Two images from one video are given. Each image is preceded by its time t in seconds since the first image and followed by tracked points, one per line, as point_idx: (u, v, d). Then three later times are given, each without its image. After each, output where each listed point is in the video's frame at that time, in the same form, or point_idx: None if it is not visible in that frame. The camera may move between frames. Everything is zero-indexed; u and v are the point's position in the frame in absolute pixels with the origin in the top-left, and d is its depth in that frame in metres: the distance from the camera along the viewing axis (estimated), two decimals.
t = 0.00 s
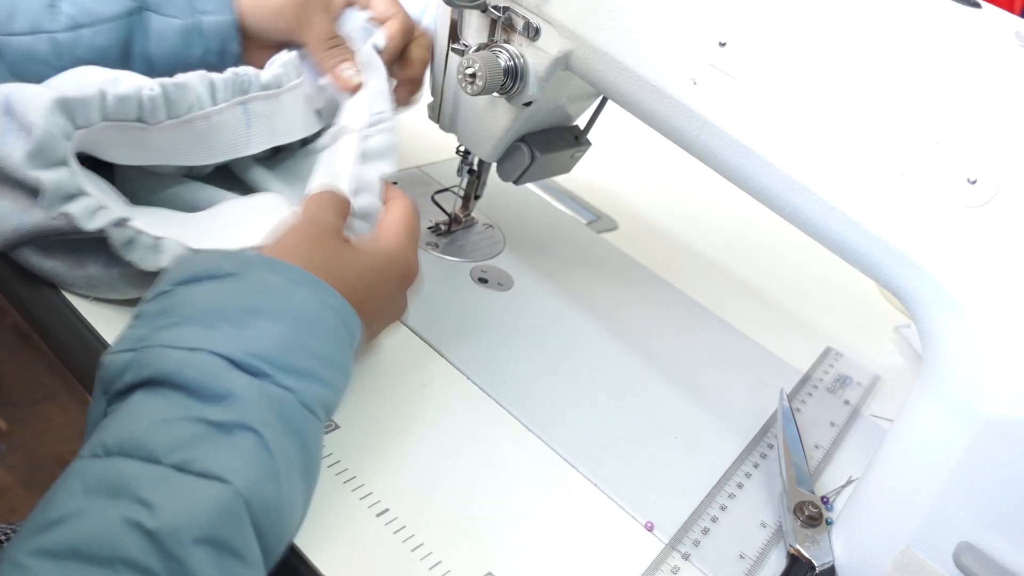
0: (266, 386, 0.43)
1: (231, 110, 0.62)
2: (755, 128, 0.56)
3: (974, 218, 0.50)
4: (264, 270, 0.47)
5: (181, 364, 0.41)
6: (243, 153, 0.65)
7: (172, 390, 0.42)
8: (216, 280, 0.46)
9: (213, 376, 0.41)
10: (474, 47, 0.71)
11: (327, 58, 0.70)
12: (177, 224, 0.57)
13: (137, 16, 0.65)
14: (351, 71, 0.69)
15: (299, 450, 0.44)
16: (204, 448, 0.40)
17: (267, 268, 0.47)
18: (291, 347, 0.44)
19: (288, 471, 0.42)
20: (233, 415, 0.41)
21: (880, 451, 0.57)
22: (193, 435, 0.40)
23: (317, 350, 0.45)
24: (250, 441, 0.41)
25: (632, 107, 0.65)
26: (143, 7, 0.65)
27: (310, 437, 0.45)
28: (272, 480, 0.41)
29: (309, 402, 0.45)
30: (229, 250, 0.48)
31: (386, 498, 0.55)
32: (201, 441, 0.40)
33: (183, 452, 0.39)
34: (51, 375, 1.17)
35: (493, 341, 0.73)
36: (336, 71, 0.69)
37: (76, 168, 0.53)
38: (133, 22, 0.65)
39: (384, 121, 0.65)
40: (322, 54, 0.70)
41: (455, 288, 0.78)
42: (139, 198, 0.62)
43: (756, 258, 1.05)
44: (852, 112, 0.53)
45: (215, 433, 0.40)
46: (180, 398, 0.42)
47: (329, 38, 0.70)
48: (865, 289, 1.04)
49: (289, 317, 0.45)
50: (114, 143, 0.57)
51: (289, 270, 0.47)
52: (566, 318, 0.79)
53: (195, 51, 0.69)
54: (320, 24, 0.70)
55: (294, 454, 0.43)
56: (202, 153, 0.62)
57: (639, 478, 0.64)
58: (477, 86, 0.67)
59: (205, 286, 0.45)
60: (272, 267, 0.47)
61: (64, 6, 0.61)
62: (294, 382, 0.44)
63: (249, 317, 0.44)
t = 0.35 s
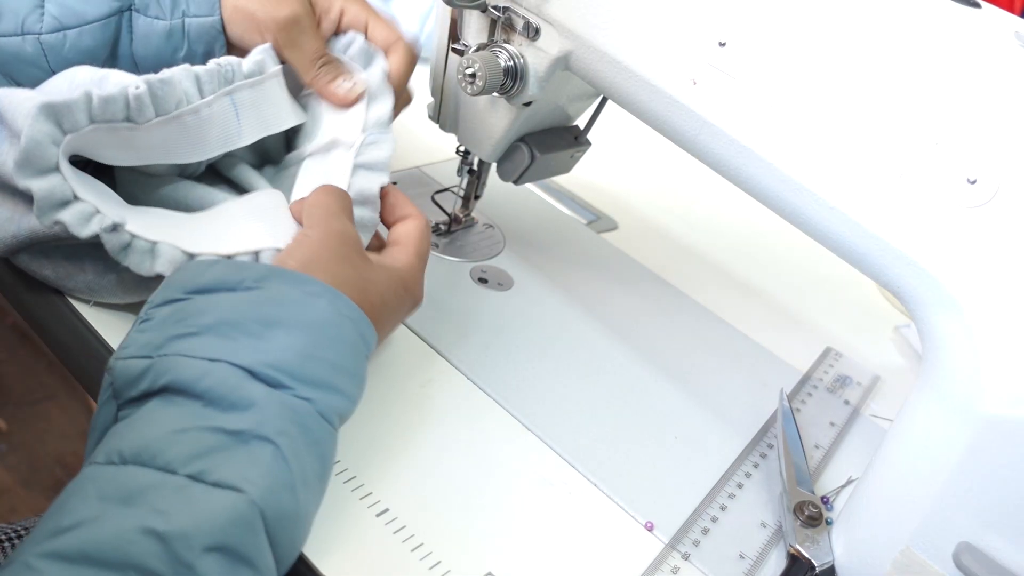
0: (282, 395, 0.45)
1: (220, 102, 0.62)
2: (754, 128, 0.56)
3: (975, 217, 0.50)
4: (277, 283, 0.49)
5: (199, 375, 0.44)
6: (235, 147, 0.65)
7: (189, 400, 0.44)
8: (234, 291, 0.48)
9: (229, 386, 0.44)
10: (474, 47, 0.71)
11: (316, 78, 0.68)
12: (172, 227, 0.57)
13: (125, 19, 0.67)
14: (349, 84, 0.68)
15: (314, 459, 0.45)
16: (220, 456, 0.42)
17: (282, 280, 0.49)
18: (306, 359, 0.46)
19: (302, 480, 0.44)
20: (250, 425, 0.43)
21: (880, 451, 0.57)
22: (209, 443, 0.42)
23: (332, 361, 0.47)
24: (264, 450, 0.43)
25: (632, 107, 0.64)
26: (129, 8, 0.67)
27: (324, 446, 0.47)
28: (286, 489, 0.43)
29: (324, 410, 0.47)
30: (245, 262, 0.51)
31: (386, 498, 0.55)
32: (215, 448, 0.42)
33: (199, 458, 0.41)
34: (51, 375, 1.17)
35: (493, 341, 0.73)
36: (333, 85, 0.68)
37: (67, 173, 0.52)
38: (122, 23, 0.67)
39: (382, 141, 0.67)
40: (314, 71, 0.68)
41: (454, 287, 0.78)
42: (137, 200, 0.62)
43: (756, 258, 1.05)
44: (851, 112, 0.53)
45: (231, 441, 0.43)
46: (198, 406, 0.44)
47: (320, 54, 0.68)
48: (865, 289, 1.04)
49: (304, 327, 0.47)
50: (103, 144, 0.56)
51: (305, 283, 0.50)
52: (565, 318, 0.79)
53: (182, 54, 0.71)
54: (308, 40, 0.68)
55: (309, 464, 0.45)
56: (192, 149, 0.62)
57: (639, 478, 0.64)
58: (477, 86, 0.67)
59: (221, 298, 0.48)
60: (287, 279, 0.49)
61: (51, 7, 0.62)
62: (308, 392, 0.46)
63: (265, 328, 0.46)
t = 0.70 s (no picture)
0: (291, 408, 0.45)
1: (231, 81, 0.64)
2: (753, 128, 0.56)
3: (975, 217, 0.50)
4: (295, 293, 0.50)
5: (210, 382, 0.44)
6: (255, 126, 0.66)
7: (197, 405, 0.44)
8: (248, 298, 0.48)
9: (240, 395, 0.44)
10: (474, 47, 0.71)
11: (319, 70, 0.70)
12: (195, 229, 0.56)
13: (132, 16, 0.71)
14: (341, 85, 0.70)
15: (317, 474, 0.46)
16: (226, 465, 0.42)
17: (299, 291, 0.50)
18: (318, 373, 0.47)
19: (304, 494, 0.45)
20: (258, 436, 0.43)
21: (880, 451, 0.57)
22: (216, 450, 0.42)
23: (343, 378, 0.48)
24: (270, 462, 0.43)
25: (632, 107, 0.64)
26: (134, 5, 0.70)
27: (328, 460, 0.47)
28: (287, 502, 0.43)
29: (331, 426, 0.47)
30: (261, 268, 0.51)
31: (386, 498, 0.55)
32: (222, 457, 0.42)
33: (205, 465, 0.42)
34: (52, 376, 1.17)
35: (493, 341, 0.73)
36: (328, 82, 0.70)
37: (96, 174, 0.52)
38: (126, 20, 0.71)
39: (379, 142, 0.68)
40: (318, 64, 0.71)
41: (454, 288, 0.78)
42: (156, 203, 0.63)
43: (756, 258, 1.05)
44: (851, 112, 0.53)
45: (238, 450, 0.43)
46: (206, 412, 0.44)
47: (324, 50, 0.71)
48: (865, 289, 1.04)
49: (318, 341, 0.48)
50: (141, 143, 0.59)
51: (321, 296, 0.50)
52: (565, 318, 0.80)
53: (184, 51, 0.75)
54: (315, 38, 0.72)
55: (312, 478, 0.45)
56: (223, 134, 0.63)
57: (639, 477, 0.64)
58: (477, 86, 0.67)
59: (235, 305, 0.48)
60: (305, 290, 0.50)
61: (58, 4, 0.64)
62: (317, 406, 0.47)
63: (279, 338, 0.47)
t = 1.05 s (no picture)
0: (299, 418, 0.46)
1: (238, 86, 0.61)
2: (753, 129, 0.56)
3: (975, 217, 0.50)
4: (306, 302, 0.50)
5: (219, 391, 0.44)
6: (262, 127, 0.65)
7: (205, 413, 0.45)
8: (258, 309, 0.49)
9: (248, 405, 0.44)
10: (474, 48, 0.71)
11: (315, 70, 0.71)
12: (201, 235, 0.57)
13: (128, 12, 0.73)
14: (336, 82, 0.71)
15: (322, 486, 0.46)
16: (231, 475, 0.42)
17: (310, 301, 0.51)
18: (325, 383, 0.47)
19: (309, 506, 0.45)
20: (265, 446, 0.44)
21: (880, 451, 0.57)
22: (222, 459, 0.42)
23: (350, 389, 0.49)
24: (276, 473, 0.43)
25: (632, 107, 0.64)
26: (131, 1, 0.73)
27: (334, 471, 0.47)
28: (291, 514, 0.43)
29: (337, 437, 0.48)
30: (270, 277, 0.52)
31: (385, 498, 0.55)
32: (228, 467, 0.42)
33: (211, 474, 0.42)
34: (52, 375, 1.17)
35: (493, 341, 0.73)
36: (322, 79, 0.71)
37: (106, 182, 0.53)
38: (123, 17, 0.73)
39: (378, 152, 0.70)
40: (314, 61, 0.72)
41: (454, 288, 0.78)
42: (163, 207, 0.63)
43: (756, 258, 1.05)
44: (850, 112, 0.53)
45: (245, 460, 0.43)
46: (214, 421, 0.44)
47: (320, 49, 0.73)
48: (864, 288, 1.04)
49: (327, 352, 0.48)
50: (143, 147, 0.57)
51: (331, 306, 0.51)
52: (565, 318, 0.80)
53: (183, 46, 0.77)
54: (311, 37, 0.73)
55: (319, 490, 0.46)
56: (226, 138, 0.62)
57: (638, 477, 0.64)
58: (477, 86, 0.67)
59: (245, 314, 0.48)
60: (315, 300, 0.51)
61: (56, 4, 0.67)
62: (324, 417, 0.47)
63: (289, 348, 0.47)
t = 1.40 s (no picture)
0: (268, 402, 0.46)
1: (216, 129, 0.66)
2: (752, 129, 0.56)
3: (974, 217, 0.50)
4: (265, 282, 0.51)
5: (190, 381, 0.45)
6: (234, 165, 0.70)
7: (180, 408, 0.46)
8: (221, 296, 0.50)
9: (216, 393, 0.45)
10: (474, 48, 0.71)
11: (299, 93, 0.75)
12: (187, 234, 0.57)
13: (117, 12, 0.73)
14: (321, 106, 0.74)
15: (299, 467, 0.47)
16: (206, 465, 0.43)
17: (269, 285, 0.51)
18: (292, 364, 0.48)
19: (287, 489, 0.45)
20: (237, 433, 0.44)
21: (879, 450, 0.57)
22: (196, 450, 0.43)
23: (320, 367, 0.49)
24: (250, 461, 0.44)
25: (632, 108, 0.64)
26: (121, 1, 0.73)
27: (312, 453, 0.48)
28: (270, 500, 0.44)
29: (311, 418, 0.48)
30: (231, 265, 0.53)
31: (386, 497, 0.56)
32: (202, 458, 0.43)
33: (185, 466, 0.43)
34: (52, 375, 1.17)
35: (493, 341, 0.73)
36: (307, 103, 0.74)
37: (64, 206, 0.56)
38: (115, 17, 0.73)
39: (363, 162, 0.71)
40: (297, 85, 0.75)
41: (455, 288, 0.79)
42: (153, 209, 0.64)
43: (756, 258, 1.05)
44: (849, 112, 0.53)
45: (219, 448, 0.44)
46: (189, 413, 0.45)
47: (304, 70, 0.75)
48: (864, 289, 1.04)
49: (292, 333, 0.49)
50: (112, 182, 0.62)
51: (292, 282, 0.52)
52: (565, 318, 0.80)
53: (172, 45, 0.76)
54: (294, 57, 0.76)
55: (296, 472, 0.46)
56: (198, 175, 0.67)
57: (638, 477, 0.64)
58: (478, 86, 0.67)
59: (208, 301, 0.49)
60: (274, 283, 0.51)
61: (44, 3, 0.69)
62: (295, 399, 0.48)
63: (253, 331, 0.48)
